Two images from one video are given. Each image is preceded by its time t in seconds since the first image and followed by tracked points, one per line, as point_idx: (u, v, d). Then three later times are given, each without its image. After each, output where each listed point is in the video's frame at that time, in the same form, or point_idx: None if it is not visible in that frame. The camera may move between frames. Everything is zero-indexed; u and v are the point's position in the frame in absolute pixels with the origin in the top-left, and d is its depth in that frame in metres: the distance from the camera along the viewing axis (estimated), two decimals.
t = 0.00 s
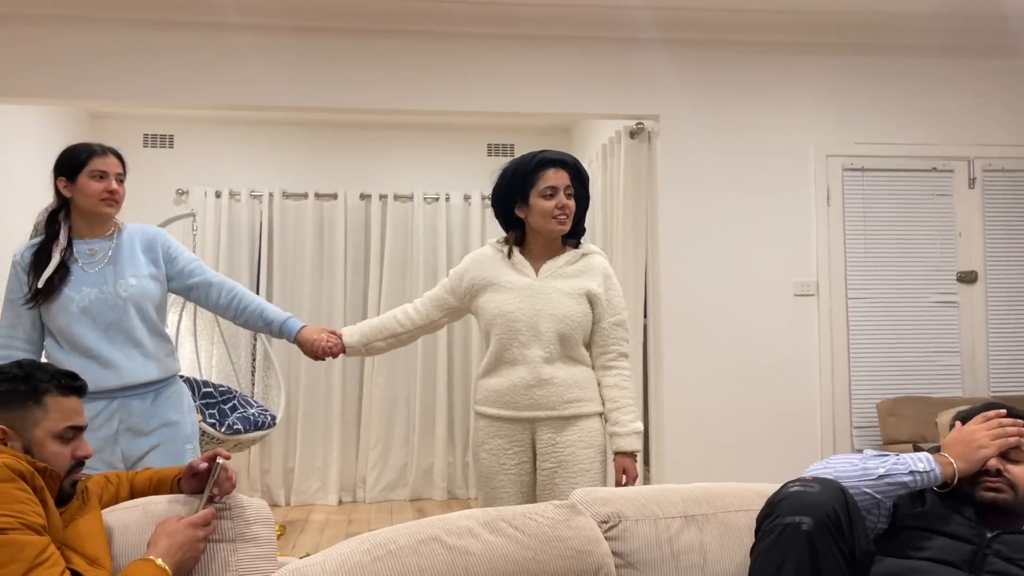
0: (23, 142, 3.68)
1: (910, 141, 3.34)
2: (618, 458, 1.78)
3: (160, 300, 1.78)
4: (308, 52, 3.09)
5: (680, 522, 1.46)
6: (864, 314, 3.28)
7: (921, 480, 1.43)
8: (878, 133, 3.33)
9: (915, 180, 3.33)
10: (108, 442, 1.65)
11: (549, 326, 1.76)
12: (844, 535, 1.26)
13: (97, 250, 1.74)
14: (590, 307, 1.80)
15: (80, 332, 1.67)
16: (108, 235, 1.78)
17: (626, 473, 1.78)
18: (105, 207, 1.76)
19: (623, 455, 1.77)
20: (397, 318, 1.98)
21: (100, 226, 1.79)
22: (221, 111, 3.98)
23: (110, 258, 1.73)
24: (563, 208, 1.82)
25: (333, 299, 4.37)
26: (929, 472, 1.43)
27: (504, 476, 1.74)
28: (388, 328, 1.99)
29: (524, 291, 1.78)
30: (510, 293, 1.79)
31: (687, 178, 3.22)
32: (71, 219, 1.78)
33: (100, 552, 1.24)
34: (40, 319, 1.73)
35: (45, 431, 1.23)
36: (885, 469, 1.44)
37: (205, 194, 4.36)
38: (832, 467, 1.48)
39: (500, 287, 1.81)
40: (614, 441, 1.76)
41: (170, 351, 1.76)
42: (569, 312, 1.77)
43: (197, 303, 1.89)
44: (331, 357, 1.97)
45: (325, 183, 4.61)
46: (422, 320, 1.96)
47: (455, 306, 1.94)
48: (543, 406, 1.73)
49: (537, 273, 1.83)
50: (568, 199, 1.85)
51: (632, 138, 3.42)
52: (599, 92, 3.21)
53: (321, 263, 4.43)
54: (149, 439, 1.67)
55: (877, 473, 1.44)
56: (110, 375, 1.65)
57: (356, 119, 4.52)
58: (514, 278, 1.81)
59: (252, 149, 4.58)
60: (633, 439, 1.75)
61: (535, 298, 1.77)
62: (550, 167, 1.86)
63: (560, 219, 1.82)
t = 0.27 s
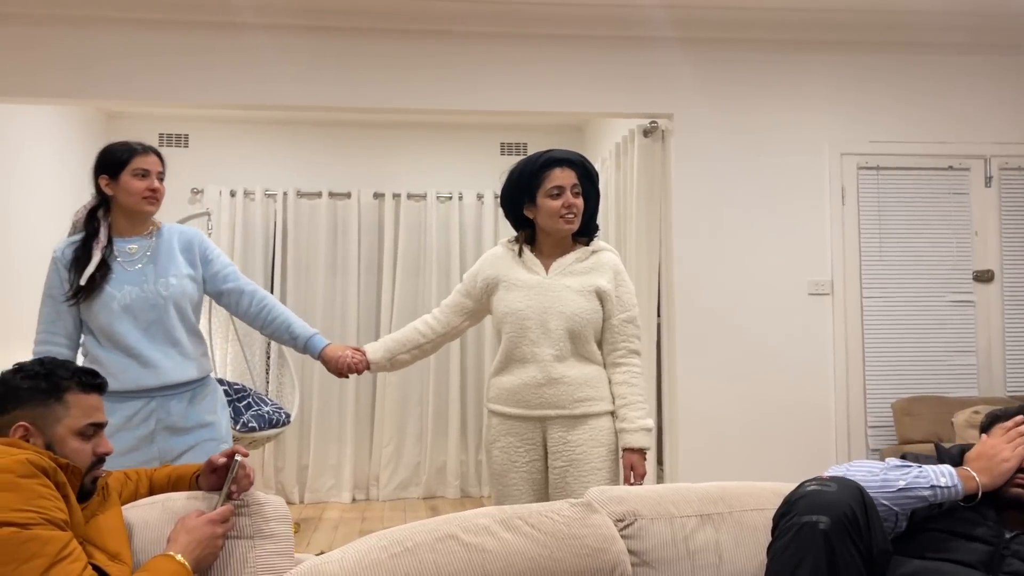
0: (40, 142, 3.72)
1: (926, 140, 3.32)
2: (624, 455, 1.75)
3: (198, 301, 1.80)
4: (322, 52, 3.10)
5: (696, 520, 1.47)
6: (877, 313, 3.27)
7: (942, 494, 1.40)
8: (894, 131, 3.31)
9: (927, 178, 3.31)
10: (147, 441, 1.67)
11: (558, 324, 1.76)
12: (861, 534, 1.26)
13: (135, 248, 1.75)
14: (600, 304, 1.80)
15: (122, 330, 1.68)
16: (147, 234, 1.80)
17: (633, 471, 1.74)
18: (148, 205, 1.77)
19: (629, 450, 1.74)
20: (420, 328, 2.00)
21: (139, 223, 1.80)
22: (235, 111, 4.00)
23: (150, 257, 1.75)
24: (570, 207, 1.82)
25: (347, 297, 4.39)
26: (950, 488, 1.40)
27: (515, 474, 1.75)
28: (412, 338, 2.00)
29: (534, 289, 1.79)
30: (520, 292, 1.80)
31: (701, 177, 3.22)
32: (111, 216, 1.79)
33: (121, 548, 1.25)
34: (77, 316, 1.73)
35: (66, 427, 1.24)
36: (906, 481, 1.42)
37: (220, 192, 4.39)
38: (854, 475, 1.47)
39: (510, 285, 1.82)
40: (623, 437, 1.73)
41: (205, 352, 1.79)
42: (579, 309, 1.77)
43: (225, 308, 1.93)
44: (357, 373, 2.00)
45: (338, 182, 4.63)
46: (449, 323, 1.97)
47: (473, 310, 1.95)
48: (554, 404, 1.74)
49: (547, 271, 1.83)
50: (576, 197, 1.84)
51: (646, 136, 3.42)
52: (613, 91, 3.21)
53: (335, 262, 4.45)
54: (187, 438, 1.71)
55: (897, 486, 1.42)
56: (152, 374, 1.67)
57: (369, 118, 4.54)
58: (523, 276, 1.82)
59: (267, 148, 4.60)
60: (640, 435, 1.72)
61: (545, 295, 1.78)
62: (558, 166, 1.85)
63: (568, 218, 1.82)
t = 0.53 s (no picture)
0: (56, 138, 3.76)
1: (941, 136, 3.30)
2: (639, 449, 1.74)
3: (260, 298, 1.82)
4: (335, 49, 3.11)
5: (711, 515, 1.46)
6: (891, 310, 3.26)
7: (962, 498, 1.40)
8: (909, 128, 3.29)
9: (942, 175, 3.30)
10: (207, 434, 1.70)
11: (576, 318, 1.76)
12: (878, 528, 1.26)
13: (204, 243, 1.78)
14: (619, 299, 1.80)
15: (189, 322, 1.71)
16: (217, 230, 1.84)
17: (644, 465, 1.74)
18: (217, 201, 1.81)
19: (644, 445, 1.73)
20: (458, 339, 1.99)
21: (209, 218, 1.84)
22: (249, 108, 4.03)
23: (217, 252, 1.78)
24: (590, 203, 1.82)
25: (359, 294, 4.41)
26: (971, 492, 1.39)
27: (532, 468, 1.76)
28: (453, 350, 1.99)
29: (554, 283, 1.79)
30: (540, 286, 1.80)
31: (714, 173, 3.21)
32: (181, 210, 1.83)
33: (139, 539, 1.26)
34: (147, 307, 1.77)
35: (86, 418, 1.25)
36: (926, 484, 1.41)
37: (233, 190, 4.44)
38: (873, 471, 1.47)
39: (531, 279, 1.82)
40: (636, 432, 1.73)
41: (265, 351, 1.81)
42: (597, 304, 1.76)
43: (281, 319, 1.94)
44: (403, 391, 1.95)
45: (350, 179, 4.64)
46: (492, 327, 1.97)
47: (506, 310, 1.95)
48: (572, 399, 1.74)
49: (567, 265, 1.83)
50: (596, 193, 1.84)
51: (659, 133, 3.41)
52: (626, 88, 3.21)
53: (347, 258, 4.47)
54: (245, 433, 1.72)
55: (916, 488, 1.42)
56: (216, 365, 1.70)
57: (381, 115, 4.55)
58: (545, 270, 1.82)
59: (279, 145, 4.62)
60: (656, 429, 1.71)
61: (565, 290, 1.78)
62: (578, 162, 1.85)
63: (588, 213, 1.82)
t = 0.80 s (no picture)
0: (65, 136, 3.78)
1: (952, 134, 3.29)
2: (658, 450, 1.77)
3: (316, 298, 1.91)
4: (344, 47, 3.11)
5: (719, 512, 1.46)
6: (902, 309, 3.24)
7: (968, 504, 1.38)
8: (919, 125, 3.28)
9: (953, 173, 3.28)
10: (264, 425, 1.75)
11: (590, 316, 1.76)
12: (887, 525, 1.25)
13: (265, 239, 1.84)
14: (632, 297, 1.80)
15: (254, 315, 1.77)
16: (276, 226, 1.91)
17: (666, 465, 1.77)
18: (276, 198, 1.88)
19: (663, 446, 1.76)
20: (485, 345, 2.00)
21: (267, 215, 1.91)
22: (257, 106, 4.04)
23: (278, 248, 1.84)
24: (605, 201, 1.82)
25: (366, 292, 4.42)
26: (978, 498, 1.37)
27: (545, 464, 1.76)
28: (479, 356, 2.00)
29: (568, 280, 1.79)
30: (554, 284, 1.79)
31: (723, 171, 3.20)
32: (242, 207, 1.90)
33: (148, 533, 1.26)
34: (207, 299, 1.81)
35: (95, 413, 1.26)
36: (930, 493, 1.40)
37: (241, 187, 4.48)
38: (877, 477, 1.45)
39: (544, 278, 1.82)
40: (656, 433, 1.75)
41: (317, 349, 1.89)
42: (611, 302, 1.76)
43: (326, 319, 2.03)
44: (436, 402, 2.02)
45: (358, 177, 4.65)
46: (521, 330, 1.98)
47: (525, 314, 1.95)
48: (586, 396, 1.74)
49: (580, 263, 1.83)
50: (611, 191, 1.84)
51: (667, 130, 3.41)
52: (635, 85, 3.20)
53: (355, 256, 4.48)
54: (299, 428, 1.77)
55: (921, 497, 1.40)
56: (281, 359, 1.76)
57: (389, 113, 4.55)
58: (559, 268, 1.82)
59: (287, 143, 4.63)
60: (675, 430, 1.74)
61: (579, 287, 1.77)
62: (593, 159, 1.85)
63: (602, 212, 1.82)
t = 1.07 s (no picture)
0: (71, 134, 3.79)
1: (958, 133, 3.27)
2: (665, 450, 1.77)
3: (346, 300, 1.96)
4: (349, 45, 3.11)
5: (723, 511, 1.46)
6: (908, 308, 3.23)
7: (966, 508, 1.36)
8: (925, 124, 3.26)
9: (959, 172, 3.27)
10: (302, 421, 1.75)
11: (594, 314, 1.76)
12: (891, 524, 1.25)
13: (307, 238, 1.88)
14: (638, 296, 1.79)
15: (298, 310, 1.79)
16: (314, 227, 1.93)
17: (673, 465, 1.77)
18: (318, 199, 1.90)
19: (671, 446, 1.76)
20: (498, 344, 1.99)
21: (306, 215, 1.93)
22: (262, 104, 4.04)
23: (317, 248, 1.89)
24: (608, 200, 1.81)
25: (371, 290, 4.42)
26: (974, 501, 1.35)
27: (550, 462, 1.76)
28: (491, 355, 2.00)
29: (573, 280, 1.79)
30: (560, 283, 1.80)
31: (729, 170, 3.19)
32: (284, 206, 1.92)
33: (151, 530, 1.26)
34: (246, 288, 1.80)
35: (98, 411, 1.26)
36: (926, 501, 1.38)
37: (248, 184, 4.46)
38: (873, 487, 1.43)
39: (550, 278, 1.82)
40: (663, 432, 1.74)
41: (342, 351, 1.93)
42: (615, 300, 1.76)
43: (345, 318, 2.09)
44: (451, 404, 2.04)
45: (363, 176, 4.65)
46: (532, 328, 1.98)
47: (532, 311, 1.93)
48: (591, 394, 1.73)
49: (586, 263, 1.83)
50: (616, 189, 1.83)
51: (673, 129, 3.40)
52: (640, 84, 3.19)
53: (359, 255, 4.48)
54: (329, 423, 1.81)
55: (917, 506, 1.38)
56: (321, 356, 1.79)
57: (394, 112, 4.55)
58: (565, 267, 1.82)
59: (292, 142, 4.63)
60: (682, 430, 1.73)
61: (584, 286, 1.77)
62: (598, 158, 1.85)
63: (606, 210, 1.81)
